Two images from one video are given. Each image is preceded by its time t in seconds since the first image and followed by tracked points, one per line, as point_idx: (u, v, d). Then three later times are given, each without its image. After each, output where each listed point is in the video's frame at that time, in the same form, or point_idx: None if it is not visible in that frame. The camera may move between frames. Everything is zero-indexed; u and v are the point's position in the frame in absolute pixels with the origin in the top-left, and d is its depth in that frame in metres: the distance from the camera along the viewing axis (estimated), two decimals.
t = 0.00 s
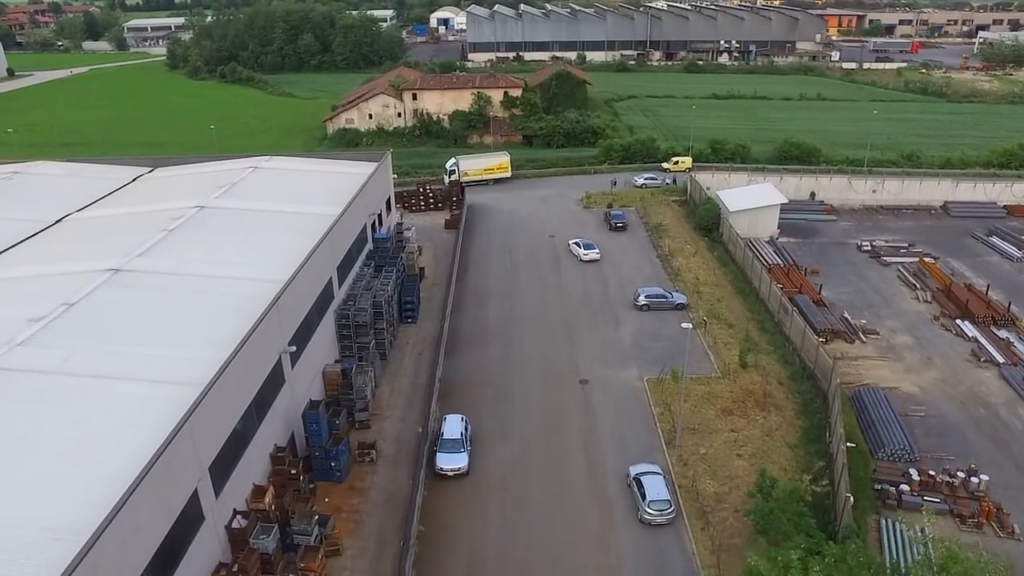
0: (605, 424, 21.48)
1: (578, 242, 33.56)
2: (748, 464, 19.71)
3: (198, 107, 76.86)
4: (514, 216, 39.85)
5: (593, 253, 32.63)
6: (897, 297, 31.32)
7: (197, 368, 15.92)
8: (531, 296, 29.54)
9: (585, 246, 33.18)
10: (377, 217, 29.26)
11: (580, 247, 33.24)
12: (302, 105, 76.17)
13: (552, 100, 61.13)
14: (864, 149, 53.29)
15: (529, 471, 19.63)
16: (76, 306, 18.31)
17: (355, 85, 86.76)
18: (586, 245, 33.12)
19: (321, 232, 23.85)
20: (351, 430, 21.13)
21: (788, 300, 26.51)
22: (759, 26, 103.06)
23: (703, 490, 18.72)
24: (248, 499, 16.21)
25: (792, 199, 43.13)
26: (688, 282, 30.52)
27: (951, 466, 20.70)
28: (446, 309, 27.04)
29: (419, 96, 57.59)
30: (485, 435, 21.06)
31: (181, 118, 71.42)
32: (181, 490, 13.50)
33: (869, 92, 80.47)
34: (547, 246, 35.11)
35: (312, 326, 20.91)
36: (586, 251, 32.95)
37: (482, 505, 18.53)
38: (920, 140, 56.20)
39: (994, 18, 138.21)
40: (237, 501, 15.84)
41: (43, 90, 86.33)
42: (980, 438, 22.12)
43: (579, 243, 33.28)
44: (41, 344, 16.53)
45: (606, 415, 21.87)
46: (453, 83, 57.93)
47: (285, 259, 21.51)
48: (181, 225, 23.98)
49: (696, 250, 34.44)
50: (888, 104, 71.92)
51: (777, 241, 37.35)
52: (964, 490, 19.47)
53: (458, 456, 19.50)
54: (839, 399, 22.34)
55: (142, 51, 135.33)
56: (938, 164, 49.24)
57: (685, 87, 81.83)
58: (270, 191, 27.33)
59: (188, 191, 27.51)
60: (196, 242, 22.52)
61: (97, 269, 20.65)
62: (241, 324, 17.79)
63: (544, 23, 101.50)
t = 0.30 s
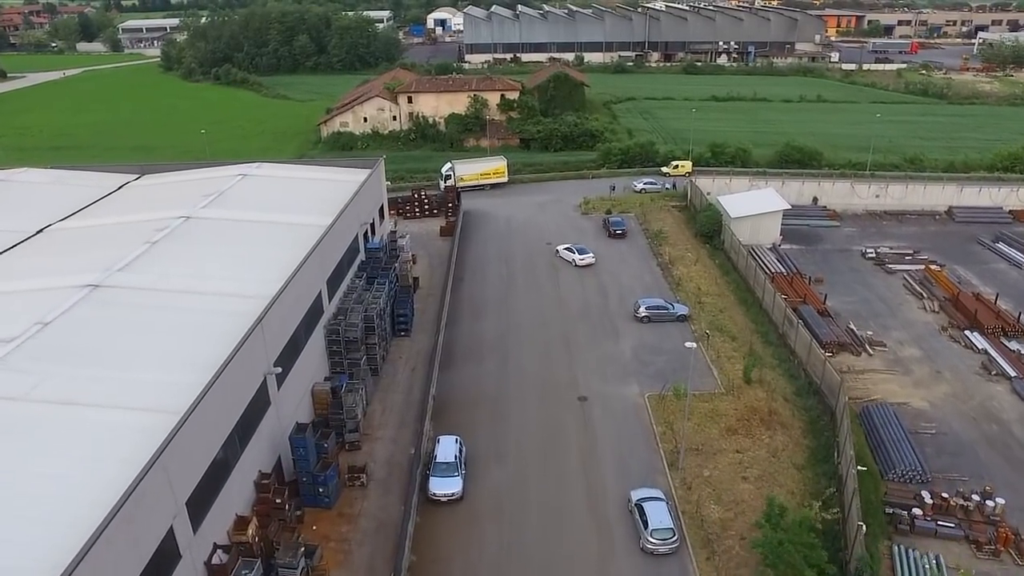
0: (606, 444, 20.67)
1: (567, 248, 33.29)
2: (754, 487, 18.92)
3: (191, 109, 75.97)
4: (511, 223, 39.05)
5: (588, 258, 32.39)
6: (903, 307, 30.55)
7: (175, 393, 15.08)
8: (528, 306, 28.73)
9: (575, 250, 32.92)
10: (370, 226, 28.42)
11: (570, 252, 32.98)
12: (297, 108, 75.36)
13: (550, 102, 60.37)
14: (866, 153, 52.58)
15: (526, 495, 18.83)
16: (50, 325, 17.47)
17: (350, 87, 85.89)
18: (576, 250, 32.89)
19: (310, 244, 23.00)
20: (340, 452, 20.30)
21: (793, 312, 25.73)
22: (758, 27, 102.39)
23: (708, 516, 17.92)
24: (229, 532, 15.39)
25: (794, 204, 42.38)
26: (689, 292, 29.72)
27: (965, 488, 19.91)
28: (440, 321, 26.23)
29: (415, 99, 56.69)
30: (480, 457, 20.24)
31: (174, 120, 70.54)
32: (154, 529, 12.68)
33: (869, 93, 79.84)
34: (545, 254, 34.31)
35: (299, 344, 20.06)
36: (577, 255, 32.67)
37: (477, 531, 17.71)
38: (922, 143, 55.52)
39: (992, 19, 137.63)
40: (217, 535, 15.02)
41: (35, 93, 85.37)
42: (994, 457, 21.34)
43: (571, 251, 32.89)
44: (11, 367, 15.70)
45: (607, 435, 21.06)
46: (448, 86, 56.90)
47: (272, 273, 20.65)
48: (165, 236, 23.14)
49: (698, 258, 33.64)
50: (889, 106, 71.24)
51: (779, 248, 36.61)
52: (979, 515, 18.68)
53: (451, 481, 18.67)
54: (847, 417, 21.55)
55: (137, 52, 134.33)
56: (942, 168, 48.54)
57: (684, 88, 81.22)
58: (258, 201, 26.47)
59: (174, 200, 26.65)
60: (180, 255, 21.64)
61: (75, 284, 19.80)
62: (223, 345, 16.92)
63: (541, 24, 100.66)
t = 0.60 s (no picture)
0: (606, 467, 19.84)
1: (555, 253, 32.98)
2: (761, 513, 18.10)
3: (185, 112, 75.06)
4: (508, 230, 38.23)
5: (580, 262, 32.02)
6: (911, 318, 29.74)
7: (150, 423, 14.22)
8: (525, 318, 27.89)
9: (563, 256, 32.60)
10: (362, 237, 27.59)
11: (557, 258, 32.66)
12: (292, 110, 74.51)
13: (548, 105, 59.58)
14: (869, 157, 51.79)
15: (524, 521, 18.00)
16: (22, 346, 16.61)
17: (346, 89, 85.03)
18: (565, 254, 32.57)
19: (300, 257, 22.13)
20: (330, 476, 19.46)
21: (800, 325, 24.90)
22: (757, 28, 101.65)
23: (713, 546, 17.12)
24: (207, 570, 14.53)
25: (797, 210, 41.60)
26: (692, 304, 28.88)
27: (981, 513, 19.06)
28: (435, 335, 25.40)
29: (411, 102, 55.92)
30: (476, 480, 19.41)
31: (167, 123, 69.68)
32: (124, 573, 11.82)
33: (870, 95, 79.11)
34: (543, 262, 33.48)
35: (287, 363, 19.20)
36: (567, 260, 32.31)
37: (471, 561, 16.88)
38: (926, 147, 54.75)
39: (993, 19, 136.63)
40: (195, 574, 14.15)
41: (28, 95, 84.47)
42: (1010, 478, 20.49)
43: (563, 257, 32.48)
44: None
45: (608, 457, 20.22)
46: (445, 88, 56.25)
47: (258, 289, 19.77)
48: (148, 248, 22.27)
49: (699, 267, 32.84)
50: (890, 108, 70.47)
51: (783, 256, 35.80)
52: (998, 543, 17.82)
53: (445, 508, 17.83)
54: (857, 436, 20.76)
55: (132, 53, 133.44)
56: (946, 173, 47.74)
57: (683, 90, 80.43)
58: (246, 210, 25.62)
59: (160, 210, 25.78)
60: (163, 269, 20.78)
61: (52, 300, 18.94)
62: (204, 369, 16.05)
63: (539, 25, 99.89)
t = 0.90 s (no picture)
0: (607, 491, 18.98)
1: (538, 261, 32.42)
2: (770, 543, 17.25)
3: (179, 114, 74.10)
4: (506, 237, 37.38)
5: (568, 267, 31.49)
6: (920, 329, 28.89)
7: (122, 456, 13.34)
8: (523, 330, 27.02)
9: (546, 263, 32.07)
10: (354, 247, 26.69)
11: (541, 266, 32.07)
12: (288, 113, 73.59)
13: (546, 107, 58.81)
14: (873, 160, 51.00)
15: (521, 551, 17.12)
16: None
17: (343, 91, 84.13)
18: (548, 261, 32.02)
19: (289, 270, 21.25)
20: (319, 502, 18.62)
21: (807, 340, 24.05)
22: (758, 29, 100.86)
23: None
24: None
25: (800, 216, 40.78)
26: (695, 315, 28.02)
27: (999, 540, 18.19)
28: (429, 350, 24.53)
29: (408, 104, 55.17)
30: (471, 506, 18.54)
31: (161, 126, 68.73)
32: None
33: (872, 96, 78.28)
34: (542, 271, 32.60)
35: (273, 385, 18.30)
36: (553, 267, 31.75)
37: None
38: (930, 150, 53.96)
39: (994, 19, 135.59)
40: None
41: (20, 97, 83.52)
42: None
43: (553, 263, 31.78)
44: None
45: (608, 481, 19.36)
46: (442, 91, 55.54)
47: (243, 305, 18.88)
48: (131, 261, 21.37)
49: (702, 276, 32.00)
50: (893, 110, 69.64)
51: (787, 263, 34.96)
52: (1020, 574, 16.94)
53: (438, 538, 16.94)
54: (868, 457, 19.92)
55: (128, 54, 132.44)
56: (952, 177, 46.94)
57: (684, 92, 79.61)
58: (234, 220, 24.72)
59: (145, 220, 24.88)
60: (145, 283, 19.90)
61: (26, 318, 18.04)
62: (183, 396, 15.17)
63: (538, 26, 99.08)
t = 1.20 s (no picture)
0: (608, 514, 18.16)
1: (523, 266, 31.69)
2: (780, 570, 16.42)
3: (173, 113, 73.12)
4: (504, 241, 36.53)
5: (556, 270, 30.86)
6: (930, 337, 28.05)
7: (93, 489, 12.52)
8: (521, 340, 26.18)
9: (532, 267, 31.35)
10: (347, 255, 25.82)
11: (528, 271, 31.35)
12: (284, 111, 72.63)
13: (546, 106, 57.90)
14: (878, 160, 50.17)
15: None
16: None
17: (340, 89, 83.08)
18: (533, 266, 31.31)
19: (278, 281, 20.38)
20: (307, 527, 17.83)
21: (816, 351, 23.22)
22: (759, 25, 99.85)
23: None
24: None
25: (805, 218, 39.97)
26: (698, 324, 27.19)
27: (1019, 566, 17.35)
28: (424, 361, 23.68)
29: (404, 103, 54.14)
30: (467, 531, 17.73)
31: (155, 125, 67.79)
32: None
33: (875, 94, 77.36)
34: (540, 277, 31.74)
35: (258, 404, 17.44)
36: (541, 271, 31.07)
37: None
38: (935, 149, 53.12)
39: (997, 15, 134.25)
40: None
41: (13, 95, 82.50)
42: None
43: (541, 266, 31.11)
44: None
45: (611, 502, 18.54)
46: (439, 89, 54.29)
47: (227, 320, 18.02)
48: (112, 271, 20.48)
49: (705, 282, 31.16)
50: (897, 108, 68.71)
51: (792, 268, 34.13)
52: None
53: (430, 568, 16.13)
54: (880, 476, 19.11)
55: (123, 50, 131.30)
56: (958, 177, 46.10)
57: (685, 89, 78.67)
58: (222, 227, 23.84)
59: (129, 227, 23.99)
60: (126, 296, 19.04)
61: None
62: (160, 421, 14.33)
63: (537, 22, 97.97)
